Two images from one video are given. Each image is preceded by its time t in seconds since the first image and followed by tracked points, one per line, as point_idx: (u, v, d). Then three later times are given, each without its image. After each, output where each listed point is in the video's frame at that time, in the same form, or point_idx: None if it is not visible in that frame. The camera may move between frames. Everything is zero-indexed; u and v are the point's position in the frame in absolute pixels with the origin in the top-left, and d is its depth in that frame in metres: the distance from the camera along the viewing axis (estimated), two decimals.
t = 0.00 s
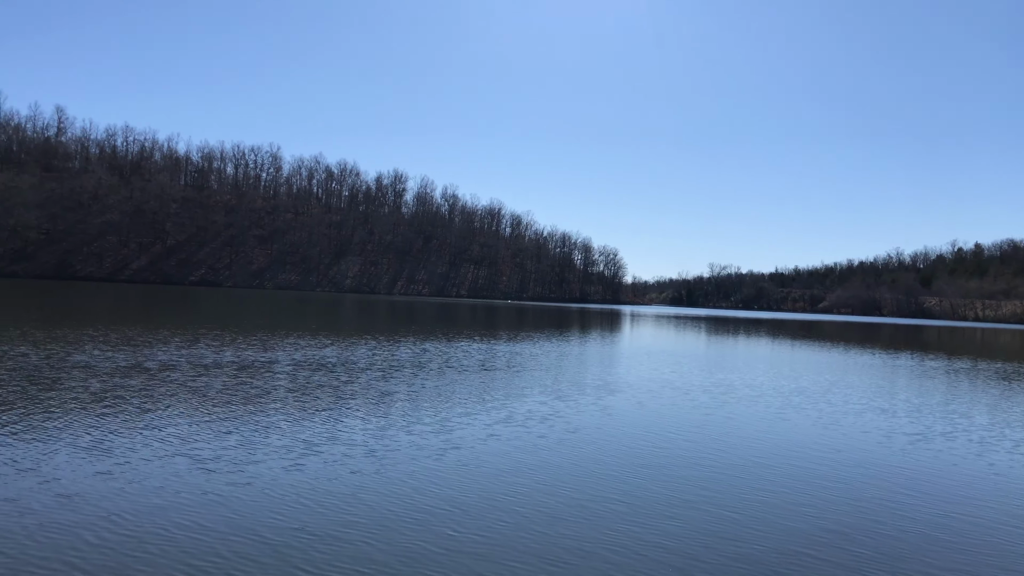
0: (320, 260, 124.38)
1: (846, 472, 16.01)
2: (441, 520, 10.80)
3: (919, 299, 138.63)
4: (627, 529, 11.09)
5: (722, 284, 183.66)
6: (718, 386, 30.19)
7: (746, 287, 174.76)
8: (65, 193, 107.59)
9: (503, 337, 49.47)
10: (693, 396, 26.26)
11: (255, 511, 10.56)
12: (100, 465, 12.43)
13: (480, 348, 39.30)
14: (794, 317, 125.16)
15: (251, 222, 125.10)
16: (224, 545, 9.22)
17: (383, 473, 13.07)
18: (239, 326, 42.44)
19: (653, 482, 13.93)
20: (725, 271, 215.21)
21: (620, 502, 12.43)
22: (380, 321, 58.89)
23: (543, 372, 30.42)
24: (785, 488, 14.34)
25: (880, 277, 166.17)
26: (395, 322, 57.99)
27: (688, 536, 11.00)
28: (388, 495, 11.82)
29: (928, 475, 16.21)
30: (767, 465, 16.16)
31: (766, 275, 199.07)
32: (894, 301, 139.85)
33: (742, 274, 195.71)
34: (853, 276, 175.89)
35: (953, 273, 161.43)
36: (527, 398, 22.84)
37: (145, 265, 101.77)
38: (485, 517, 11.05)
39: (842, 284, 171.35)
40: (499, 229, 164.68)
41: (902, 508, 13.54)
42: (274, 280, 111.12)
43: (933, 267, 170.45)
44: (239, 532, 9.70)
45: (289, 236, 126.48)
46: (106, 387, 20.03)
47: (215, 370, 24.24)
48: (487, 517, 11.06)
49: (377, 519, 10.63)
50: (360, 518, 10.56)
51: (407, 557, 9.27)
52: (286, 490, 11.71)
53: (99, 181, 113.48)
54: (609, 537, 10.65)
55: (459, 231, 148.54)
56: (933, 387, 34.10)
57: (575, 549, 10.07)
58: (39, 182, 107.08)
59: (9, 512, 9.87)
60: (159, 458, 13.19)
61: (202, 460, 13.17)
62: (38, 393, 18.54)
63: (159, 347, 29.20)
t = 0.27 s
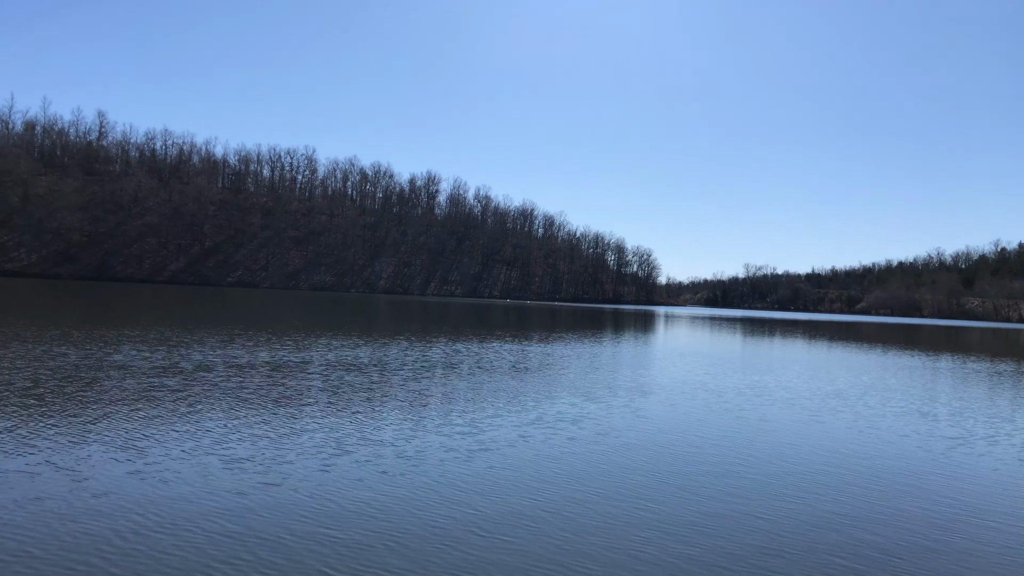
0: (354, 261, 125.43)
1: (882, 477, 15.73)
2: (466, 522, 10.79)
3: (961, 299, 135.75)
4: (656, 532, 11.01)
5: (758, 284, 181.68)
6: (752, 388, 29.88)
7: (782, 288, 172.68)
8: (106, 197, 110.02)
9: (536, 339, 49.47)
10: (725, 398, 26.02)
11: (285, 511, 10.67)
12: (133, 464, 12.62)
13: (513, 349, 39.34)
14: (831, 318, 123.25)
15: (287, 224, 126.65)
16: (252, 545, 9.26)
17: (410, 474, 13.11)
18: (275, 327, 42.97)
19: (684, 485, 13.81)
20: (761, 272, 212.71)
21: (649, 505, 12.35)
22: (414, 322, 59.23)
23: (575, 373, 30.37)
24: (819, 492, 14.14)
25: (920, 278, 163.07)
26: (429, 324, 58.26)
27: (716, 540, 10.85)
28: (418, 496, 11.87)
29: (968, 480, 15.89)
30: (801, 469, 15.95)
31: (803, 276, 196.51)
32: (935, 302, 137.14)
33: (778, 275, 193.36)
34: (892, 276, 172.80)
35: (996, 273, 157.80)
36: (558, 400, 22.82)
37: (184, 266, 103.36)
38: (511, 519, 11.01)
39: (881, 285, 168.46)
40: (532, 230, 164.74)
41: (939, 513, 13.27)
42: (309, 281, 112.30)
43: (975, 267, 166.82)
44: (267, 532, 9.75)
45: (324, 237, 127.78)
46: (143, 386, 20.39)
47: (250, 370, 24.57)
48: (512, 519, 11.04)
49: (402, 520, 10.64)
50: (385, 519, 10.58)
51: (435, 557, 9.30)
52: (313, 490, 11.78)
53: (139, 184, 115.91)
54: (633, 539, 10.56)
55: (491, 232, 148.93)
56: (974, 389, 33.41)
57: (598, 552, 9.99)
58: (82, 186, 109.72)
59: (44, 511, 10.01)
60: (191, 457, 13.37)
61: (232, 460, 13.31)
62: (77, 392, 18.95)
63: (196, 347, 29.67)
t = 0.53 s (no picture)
0: (388, 261, 126.31)
1: (921, 481, 15.34)
2: (492, 522, 10.75)
3: (1006, 298, 132.65)
4: (684, 536, 10.84)
5: (795, 283, 179.36)
6: (789, 389, 29.41)
7: (820, 287, 170.33)
8: (147, 198, 112.34)
9: (569, 338, 49.26)
10: (760, 399, 25.64)
11: (311, 511, 10.69)
12: (165, 462, 12.81)
13: (546, 349, 39.20)
14: (870, 318, 121.14)
15: (322, 224, 127.98)
16: (281, 545, 9.31)
17: (438, 474, 13.14)
18: (310, 327, 43.34)
19: (715, 488, 13.60)
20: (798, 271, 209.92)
21: (678, 508, 12.17)
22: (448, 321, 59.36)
23: (608, 373, 30.17)
24: (854, 496, 13.83)
25: (964, 277, 159.65)
26: (463, 323, 58.35)
27: (746, 543, 10.71)
28: (445, 497, 11.83)
29: (1009, 485, 15.44)
30: (836, 472, 15.62)
31: (841, 275, 193.57)
32: (979, 301, 134.22)
33: (816, 274, 190.70)
34: (934, 275, 169.43)
35: None
36: (590, 401, 22.63)
37: (222, 266, 104.65)
38: (535, 520, 10.95)
39: (923, 284, 165.27)
40: (565, 230, 164.52)
41: (978, 518, 12.89)
42: (344, 281, 113.31)
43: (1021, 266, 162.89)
44: (292, 533, 9.74)
45: (359, 237, 128.89)
46: (178, 386, 20.65)
47: (284, 370, 24.78)
48: (538, 520, 10.97)
49: (429, 519, 10.67)
50: (412, 519, 10.60)
51: (458, 558, 9.24)
52: (340, 490, 11.85)
53: (178, 186, 118.02)
54: (661, 542, 10.44)
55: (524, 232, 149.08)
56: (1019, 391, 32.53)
57: (625, 553, 9.91)
58: (122, 189, 112.07)
59: (76, 509, 10.15)
60: (221, 455, 13.51)
61: (262, 459, 13.44)
62: (114, 391, 19.24)
63: (231, 347, 29.99)
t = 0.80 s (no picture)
0: (425, 260, 126.86)
1: (964, 484, 14.93)
2: (522, 522, 10.71)
3: None
4: (715, 538, 10.69)
5: (837, 282, 176.37)
6: (830, 389, 28.87)
7: (862, 286, 167.25)
8: (189, 199, 114.35)
9: (606, 338, 48.93)
10: (800, 399, 25.21)
11: (341, 509, 10.74)
12: (200, 460, 12.98)
13: (582, 348, 39.00)
14: (915, 317, 118.50)
15: (360, 224, 128.96)
16: (312, 543, 9.34)
17: (469, 474, 13.13)
18: (347, 326, 43.62)
19: (749, 490, 13.40)
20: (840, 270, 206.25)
21: (711, 510, 11.99)
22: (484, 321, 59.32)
23: (645, 373, 29.93)
24: (893, 499, 13.52)
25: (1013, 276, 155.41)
26: (499, 322, 58.31)
27: (779, 546, 10.53)
28: (474, 497, 11.81)
29: None
30: (876, 474, 15.30)
31: (884, 274, 189.83)
32: None
33: (858, 273, 187.28)
34: (981, 274, 165.30)
35: None
36: (626, 401, 22.44)
37: (262, 266, 105.91)
38: (565, 520, 10.91)
39: (970, 282, 161.31)
40: (602, 229, 163.78)
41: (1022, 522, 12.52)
42: (381, 280, 114.03)
43: None
44: (321, 530, 9.79)
45: (396, 237, 129.66)
46: (217, 384, 20.92)
47: (321, 368, 24.99)
48: (568, 521, 10.90)
49: (459, 519, 10.66)
50: (442, 519, 10.60)
51: (486, 558, 9.23)
52: (371, 489, 11.89)
53: (219, 187, 119.94)
54: (692, 544, 10.31)
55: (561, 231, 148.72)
56: None
57: (655, 555, 9.81)
58: (165, 190, 114.26)
59: (111, 506, 10.28)
60: (255, 453, 13.67)
61: (296, 456, 13.55)
62: (153, 389, 19.57)
63: (270, 346, 30.30)
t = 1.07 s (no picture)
0: (462, 260, 127.37)
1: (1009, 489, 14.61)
2: (551, 523, 10.72)
3: None
4: (750, 540, 10.60)
5: (879, 281, 173.30)
6: (871, 390, 28.43)
7: (905, 285, 164.14)
8: (230, 202, 116.27)
9: (643, 338, 48.64)
10: (840, 401, 24.84)
11: (376, 508, 10.85)
12: (239, 458, 13.18)
13: (619, 349, 38.82)
14: (961, 316, 115.91)
15: (397, 225, 129.92)
16: (343, 542, 9.44)
17: (500, 474, 13.18)
18: (385, 326, 43.92)
19: (785, 492, 13.26)
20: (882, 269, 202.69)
21: (746, 512, 11.90)
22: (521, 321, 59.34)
23: (683, 374, 29.70)
24: (934, 503, 13.27)
25: None
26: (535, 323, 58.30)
27: (811, 549, 10.40)
28: (509, 498, 11.85)
29: None
30: (918, 478, 15.01)
31: (928, 274, 186.08)
32: None
33: (901, 272, 183.82)
34: None
35: None
36: (662, 402, 22.31)
37: (301, 267, 107.14)
38: (594, 521, 10.88)
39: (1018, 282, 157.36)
40: (638, 228, 162.94)
41: None
42: (418, 280, 114.75)
43: None
44: (356, 530, 9.91)
45: (433, 238, 130.36)
46: (256, 383, 21.21)
47: (358, 368, 25.21)
48: (601, 522, 10.88)
49: (488, 519, 10.69)
50: (475, 519, 10.66)
51: (518, 558, 9.28)
52: (407, 488, 12.00)
53: (259, 189, 121.73)
54: (726, 547, 10.24)
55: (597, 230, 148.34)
56: None
57: (688, 557, 9.77)
58: (207, 192, 116.31)
59: (148, 504, 10.47)
60: (289, 452, 13.84)
61: (333, 456, 13.70)
62: (195, 388, 19.90)
63: (308, 346, 30.61)
